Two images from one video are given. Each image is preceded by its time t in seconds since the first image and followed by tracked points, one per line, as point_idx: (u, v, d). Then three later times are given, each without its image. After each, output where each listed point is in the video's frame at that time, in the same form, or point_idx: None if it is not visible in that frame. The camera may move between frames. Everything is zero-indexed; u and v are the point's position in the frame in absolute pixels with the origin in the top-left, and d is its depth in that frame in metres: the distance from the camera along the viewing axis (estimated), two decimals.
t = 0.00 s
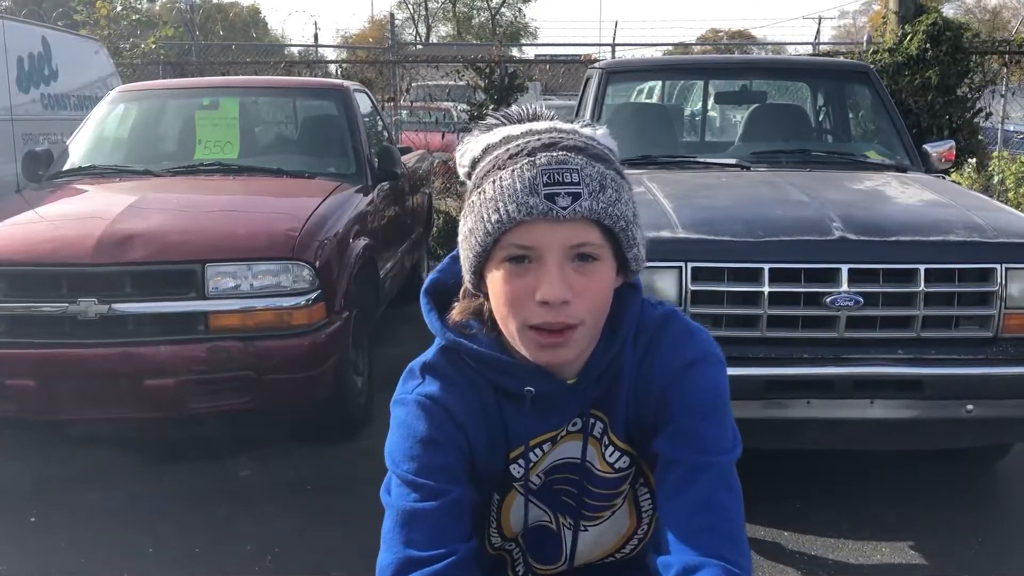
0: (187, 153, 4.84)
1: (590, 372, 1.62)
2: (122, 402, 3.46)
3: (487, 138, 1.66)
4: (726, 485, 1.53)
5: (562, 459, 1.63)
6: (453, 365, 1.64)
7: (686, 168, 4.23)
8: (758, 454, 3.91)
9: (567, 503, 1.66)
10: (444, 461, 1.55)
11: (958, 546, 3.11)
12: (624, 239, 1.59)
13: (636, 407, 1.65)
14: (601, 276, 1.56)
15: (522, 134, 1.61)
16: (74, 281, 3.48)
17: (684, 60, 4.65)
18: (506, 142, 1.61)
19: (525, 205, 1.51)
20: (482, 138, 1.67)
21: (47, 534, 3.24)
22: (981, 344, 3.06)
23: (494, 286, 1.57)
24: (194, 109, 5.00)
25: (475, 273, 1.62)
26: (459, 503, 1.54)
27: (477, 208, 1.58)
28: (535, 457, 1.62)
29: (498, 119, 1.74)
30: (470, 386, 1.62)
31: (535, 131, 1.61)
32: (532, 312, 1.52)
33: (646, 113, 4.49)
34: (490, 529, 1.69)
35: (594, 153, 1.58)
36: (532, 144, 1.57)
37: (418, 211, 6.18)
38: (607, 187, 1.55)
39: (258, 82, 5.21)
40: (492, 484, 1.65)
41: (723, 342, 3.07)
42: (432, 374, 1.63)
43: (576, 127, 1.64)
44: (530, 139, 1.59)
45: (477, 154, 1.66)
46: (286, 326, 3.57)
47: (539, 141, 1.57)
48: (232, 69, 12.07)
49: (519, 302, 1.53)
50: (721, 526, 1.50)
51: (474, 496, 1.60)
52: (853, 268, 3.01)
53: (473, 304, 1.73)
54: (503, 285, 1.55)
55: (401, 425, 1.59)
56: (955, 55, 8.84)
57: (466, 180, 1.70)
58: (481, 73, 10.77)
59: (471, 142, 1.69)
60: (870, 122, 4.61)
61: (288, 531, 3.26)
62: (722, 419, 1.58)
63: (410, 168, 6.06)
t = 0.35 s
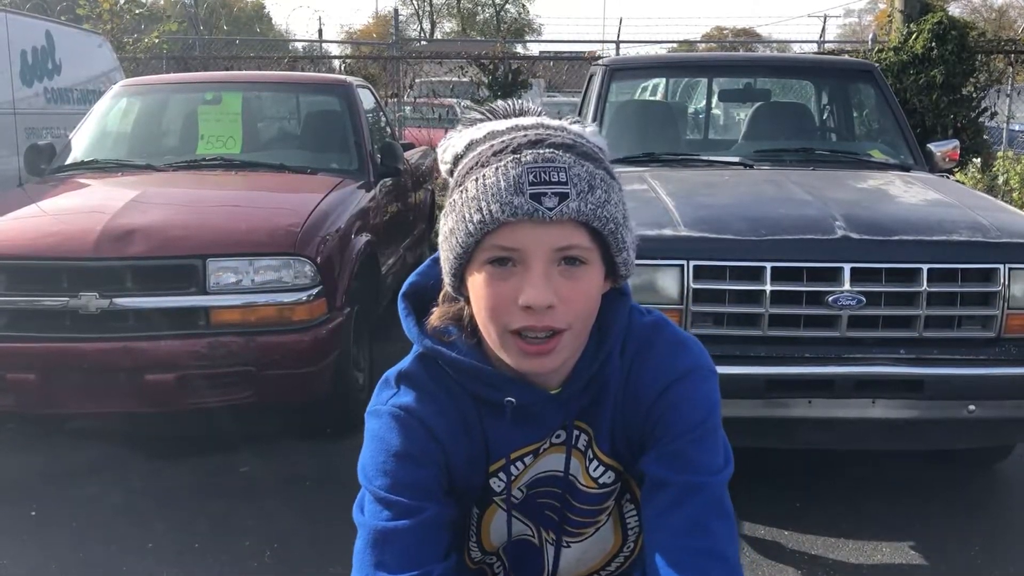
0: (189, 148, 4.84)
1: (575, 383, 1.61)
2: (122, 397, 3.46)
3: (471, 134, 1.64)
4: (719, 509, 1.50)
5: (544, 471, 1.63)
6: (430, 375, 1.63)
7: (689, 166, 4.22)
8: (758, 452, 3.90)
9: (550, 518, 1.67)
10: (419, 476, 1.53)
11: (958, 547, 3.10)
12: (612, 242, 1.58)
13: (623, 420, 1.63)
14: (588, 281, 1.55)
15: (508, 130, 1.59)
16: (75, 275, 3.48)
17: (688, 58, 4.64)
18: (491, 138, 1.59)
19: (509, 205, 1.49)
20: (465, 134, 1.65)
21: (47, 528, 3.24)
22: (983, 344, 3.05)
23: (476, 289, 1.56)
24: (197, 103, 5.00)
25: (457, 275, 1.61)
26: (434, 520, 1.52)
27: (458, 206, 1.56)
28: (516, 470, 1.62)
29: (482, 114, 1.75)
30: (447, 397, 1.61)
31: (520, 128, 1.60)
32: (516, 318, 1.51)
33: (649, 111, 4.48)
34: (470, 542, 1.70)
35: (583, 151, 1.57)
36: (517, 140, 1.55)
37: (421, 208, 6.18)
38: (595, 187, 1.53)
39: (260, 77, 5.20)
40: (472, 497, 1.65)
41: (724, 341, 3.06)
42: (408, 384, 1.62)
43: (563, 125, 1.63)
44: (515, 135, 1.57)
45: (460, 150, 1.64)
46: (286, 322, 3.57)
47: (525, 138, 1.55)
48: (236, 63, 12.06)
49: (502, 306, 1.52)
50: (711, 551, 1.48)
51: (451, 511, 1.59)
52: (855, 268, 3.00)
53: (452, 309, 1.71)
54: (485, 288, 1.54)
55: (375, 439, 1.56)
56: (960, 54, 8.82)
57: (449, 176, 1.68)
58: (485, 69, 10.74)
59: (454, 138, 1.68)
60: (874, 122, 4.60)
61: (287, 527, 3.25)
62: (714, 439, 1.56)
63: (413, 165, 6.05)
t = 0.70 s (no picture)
0: (196, 139, 4.85)
1: (569, 367, 1.62)
2: (130, 387, 3.47)
3: (466, 121, 1.62)
4: (704, 490, 1.51)
5: (539, 456, 1.63)
6: (424, 361, 1.62)
7: (696, 156, 4.21)
8: (764, 443, 3.89)
9: (545, 502, 1.66)
10: (412, 462, 1.52)
11: (965, 538, 3.09)
12: (607, 226, 1.58)
13: (615, 404, 1.64)
14: (583, 264, 1.55)
15: (503, 115, 1.58)
16: (82, 266, 3.49)
17: (695, 47, 4.61)
18: (486, 122, 1.58)
19: (505, 189, 1.49)
20: (459, 121, 1.64)
21: (55, 518, 3.26)
22: (992, 335, 3.03)
23: (471, 273, 1.56)
24: (203, 95, 5.00)
25: (452, 260, 1.60)
26: (428, 505, 1.52)
27: (454, 191, 1.56)
28: (512, 455, 1.62)
29: (474, 103, 1.74)
30: (441, 383, 1.61)
31: (515, 113, 1.59)
32: (512, 302, 1.51)
33: (656, 101, 4.46)
34: (467, 527, 1.69)
35: (578, 136, 1.57)
36: (513, 125, 1.54)
37: (427, 200, 6.18)
38: (590, 171, 1.53)
39: (267, 68, 5.20)
40: (467, 483, 1.64)
41: (731, 331, 3.06)
42: (402, 370, 1.61)
43: (557, 110, 1.62)
44: (510, 120, 1.56)
45: (453, 136, 1.62)
46: (292, 313, 3.57)
47: (520, 123, 1.54)
48: (243, 55, 12.07)
49: (498, 290, 1.52)
50: (696, 532, 1.47)
51: (446, 497, 1.59)
52: (862, 258, 2.99)
53: (449, 295, 1.71)
54: (481, 273, 1.54)
55: (369, 424, 1.56)
56: (970, 43, 8.76)
57: (442, 163, 1.66)
58: (491, 60, 10.72)
59: (449, 125, 1.66)
60: (882, 112, 4.57)
61: (293, 517, 3.27)
62: (702, 422, 1.56)
63: (419, 156, 6.04)
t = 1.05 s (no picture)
0: (203, 130, 4.85)
1: (579, 346, 1.61)
2: (139, 378, 3.49)
3: (476, 105, 1.62)
4: (712, 464, 1.50)
5: (549, 434, 1.63)
6: (436, 341, 1.63)
7: (704, 145, 4.20)
8: (772, 432, 3.89)
9: (555, 479, 1.66)
10: (425, 438, 1.53)
11: (974, 526, 3.09)
12: (618, 207, 1.57)
13: (624, 383, 1.64)
14: (595, 244, 1.55)
15: (514, 99, 1.58)
16: (90, 257, 3.50)
17: (702, 35, 4.58)
18: (497, 106, 1.58)
19: (518, 169, 1.48)
20: (470, 106, 1.64)
21: (65, 507, 3.28)
22: (1001, 323, 3.02)
23: (484, 253, 1.56)
24: (210, 85, 5.00)
25: (464, 242, 1.60)
26: (442, 481, 1.51)
27: (466, 174, 1.55)
28: (522, 433, 1.62)
29: (483, 88, 1.74)
30: (453, 363, 1.61)
31: (525, 97, 1.59)
32: (524, 280, 1.51)
33: (664, 90, 4.44)
34: (478, 506, 1.69)
35: (588, 119, 1.56)
36: (524, 108, 1.54)
37: (434, 189, 6.17)
38: (601, 152, 1.53)
39: (273, 58, 5.20)
40: (479, 462, 1.64)
41: (739, 320, 3.05)
42: (414, 350, 1.62)
43: (567, 94, 1.62)
44: (521, 104, 1.56)
45: (464, 120, 1.63)
46: (301, 302, 3.58)
47: (532, 105, 1.54)
48: (249, 46, 12.06)
49: (511, 269, 1.51)
50: (706, 504, 1.46)
51: (459, 474, 1.58)
52: (872, 246, 2.98)
53: (459, 277, 1.71)
54: (494, 252, 1.53)
55: (383, 402, 1.57)
56: (980, 31, 8.70)
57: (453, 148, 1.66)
58: (498, 50, 10.70)
59: (459, 110, 1.66)
60: (891, 100, 4.54)
61: (302, 506, 3.28)
62: (709, 399, 1.56)
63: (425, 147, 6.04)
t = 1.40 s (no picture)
0: (205, 128, 4.86)
1: (578, 344, 1.62)
2: (141, 376, 3.50)
3: (477, 107, 1.63)
4: (709, 461, 1.50)
5: (550, 431, 1.63)
6: (437, 339, 1.63)
7: (705, 143, 4.20)
8: (773, 431, 3.90)
9: (555, 476, 1.66)
10: (425, 435, 1.53)
11: (975, 525, 3.09)
12: (618, 210, 1.58)
13: (623, 381, 1.64)
14: (595, 248, 1.55)
15: (515, 102, 1.58)
16: (93, 255, 3.51)
17: (702, 32, 4.58)
18: (498, 109, 1.58)
19: (519, 175, 1.49)
20: (470, 107, 1.64)
21: (67, 505, 3.29)
22: (1002, 322, 3.02)
23: (485, 257, 1.56)
24: (212, 84, 5.01)
25: (465, 244, 1.60)
26: (442, 478, 1.52)
27: (467, 178, 1.56)
28: (523, 431, 1.62)
29: (482, 87, 1.72)
30: (453, 361, 1.62)
31: (526, 100, 1.59)
32: (525, 284, 1.51)
33: (666, 89, 4.44)
34: (479, 502, 1.69)
35: (589, 123, 1.57)
36: (525, 112, 1.54)
37: (436, 188, 6.18)
38: (602, 157, 1.53)
39: (275, 56, 5.20)
40: (479, 459, 1.65)
41: (741, 318, 3.05)
42: (416, 347, 1.62)
43: (568, 96, 1.62)
44: (522, 107, 1.56)
45: (465, 123, 1.63)
46: (302, 301, 3.59)
47: (533, 110, 1.55)
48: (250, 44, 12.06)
49: (512, 273, 1.52)
50: (702, 501, 1.46)
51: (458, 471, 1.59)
52: (873, 245, 2.98)
53: (462, 276, 1.72)
54: (495, 257, 1.54)
55: (384, 399, 1.57)
56: (981, 29, 8.70)
57: (454, 148, 1.67)
58: (499, 48, 10.70)
59: (459, 111, 1.67)
60: (892, 98, 4.54)
61: (303, 504, 3.29)
62: (707, 396, 1.57)
63: (427, 145, 6.05)
